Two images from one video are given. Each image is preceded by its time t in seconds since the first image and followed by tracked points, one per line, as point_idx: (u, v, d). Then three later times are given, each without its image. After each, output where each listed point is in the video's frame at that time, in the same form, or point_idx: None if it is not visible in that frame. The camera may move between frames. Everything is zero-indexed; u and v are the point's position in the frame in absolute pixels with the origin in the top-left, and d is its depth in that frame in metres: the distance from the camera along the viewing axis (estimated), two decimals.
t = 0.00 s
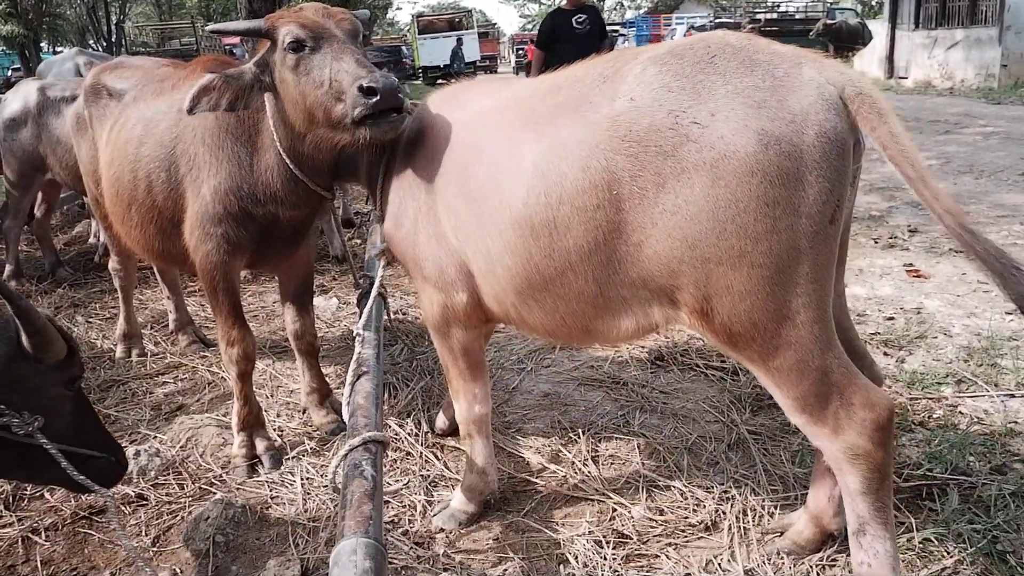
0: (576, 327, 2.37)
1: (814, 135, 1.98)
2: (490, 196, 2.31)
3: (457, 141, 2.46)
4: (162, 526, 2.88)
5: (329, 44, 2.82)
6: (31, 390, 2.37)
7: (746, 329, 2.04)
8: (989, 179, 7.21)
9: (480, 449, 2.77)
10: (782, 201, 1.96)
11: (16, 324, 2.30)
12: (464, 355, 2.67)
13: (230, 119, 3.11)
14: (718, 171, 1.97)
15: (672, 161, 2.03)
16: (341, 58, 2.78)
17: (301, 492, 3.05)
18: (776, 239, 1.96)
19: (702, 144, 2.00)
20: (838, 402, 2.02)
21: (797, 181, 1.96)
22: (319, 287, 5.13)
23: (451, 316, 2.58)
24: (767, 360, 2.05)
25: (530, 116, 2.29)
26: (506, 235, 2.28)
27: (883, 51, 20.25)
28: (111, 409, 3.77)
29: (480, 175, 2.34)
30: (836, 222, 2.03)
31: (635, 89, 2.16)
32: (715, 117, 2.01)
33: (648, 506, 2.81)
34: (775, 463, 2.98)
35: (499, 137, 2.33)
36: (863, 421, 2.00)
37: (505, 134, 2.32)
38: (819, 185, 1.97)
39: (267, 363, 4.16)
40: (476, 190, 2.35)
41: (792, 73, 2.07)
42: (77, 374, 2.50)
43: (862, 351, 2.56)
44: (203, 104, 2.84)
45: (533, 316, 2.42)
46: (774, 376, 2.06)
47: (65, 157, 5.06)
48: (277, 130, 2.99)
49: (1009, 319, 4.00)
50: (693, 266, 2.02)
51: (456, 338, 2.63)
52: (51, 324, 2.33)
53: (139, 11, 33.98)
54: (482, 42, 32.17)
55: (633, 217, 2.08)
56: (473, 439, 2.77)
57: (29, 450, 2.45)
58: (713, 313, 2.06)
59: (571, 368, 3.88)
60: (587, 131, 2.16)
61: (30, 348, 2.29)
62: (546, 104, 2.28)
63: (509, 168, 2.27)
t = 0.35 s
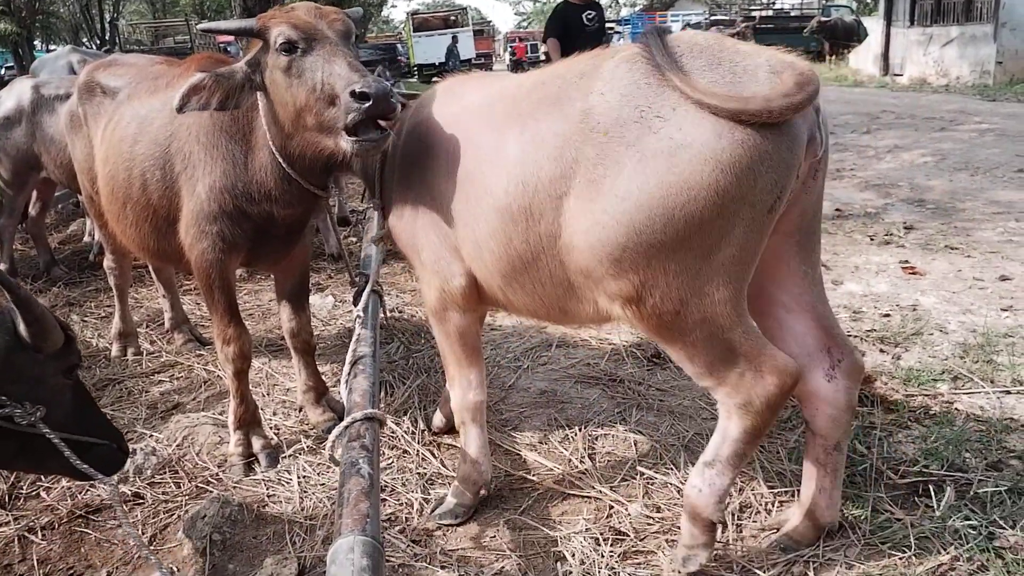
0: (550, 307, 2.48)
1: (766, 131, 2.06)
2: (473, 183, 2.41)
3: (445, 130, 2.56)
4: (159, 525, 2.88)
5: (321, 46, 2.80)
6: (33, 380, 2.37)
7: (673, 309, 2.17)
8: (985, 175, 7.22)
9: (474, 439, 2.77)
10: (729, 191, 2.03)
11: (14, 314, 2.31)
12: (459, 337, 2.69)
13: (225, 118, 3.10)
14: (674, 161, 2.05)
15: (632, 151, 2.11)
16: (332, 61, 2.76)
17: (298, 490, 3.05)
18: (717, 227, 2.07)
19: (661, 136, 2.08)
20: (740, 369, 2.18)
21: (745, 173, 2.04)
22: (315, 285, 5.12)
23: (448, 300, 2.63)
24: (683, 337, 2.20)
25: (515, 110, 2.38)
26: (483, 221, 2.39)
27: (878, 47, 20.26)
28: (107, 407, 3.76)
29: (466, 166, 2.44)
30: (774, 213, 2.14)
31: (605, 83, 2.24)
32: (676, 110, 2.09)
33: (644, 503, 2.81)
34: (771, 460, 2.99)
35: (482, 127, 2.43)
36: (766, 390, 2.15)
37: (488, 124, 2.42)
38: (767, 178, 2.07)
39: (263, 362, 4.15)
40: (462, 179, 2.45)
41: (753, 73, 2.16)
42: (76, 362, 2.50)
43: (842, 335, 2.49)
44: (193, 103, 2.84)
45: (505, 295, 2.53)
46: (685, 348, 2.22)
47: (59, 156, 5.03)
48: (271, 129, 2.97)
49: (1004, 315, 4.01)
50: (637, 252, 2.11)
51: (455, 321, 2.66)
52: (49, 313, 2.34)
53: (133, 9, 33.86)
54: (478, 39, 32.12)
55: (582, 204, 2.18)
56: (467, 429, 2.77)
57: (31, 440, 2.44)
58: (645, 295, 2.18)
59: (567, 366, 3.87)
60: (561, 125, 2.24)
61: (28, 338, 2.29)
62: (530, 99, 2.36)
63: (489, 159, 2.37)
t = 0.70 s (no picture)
0: (530, 288, 2.61)
1: (731, 121, 2.17)
2: (461, 168, 2.53)
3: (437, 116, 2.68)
4: (166, 517, 2.91)
5: (329, 49, 2.78)
6: (39, 374, 2.39)
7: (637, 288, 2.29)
8: (991, 170, 7.19)
9: (468, 421, 2.83)
10: (695, 175, 2.14)
11: (23, 308, 2.34)
12: (451, 321, 2.77)
13: (231, 114, 3.10)
14: (643, 146, 2.17)
15: (605, 137, 2.23)
16: (342, 64, 2.75)
17: (303, 483, 3.07)
18: (683, 212, 2.18)
19: (632, 122, 2.20)
20: (670, 368, 2.38)
21: (710, 160, 2.15)
22: (320, 279, 5.13)
23: (443, 283, 2.73)
24: (643, 317, 2.32)
25: (502, 94, 2.50)
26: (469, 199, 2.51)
27: (885, 41, 20.15)
28: (113, 400, 3.78)
29: (456, 148, 2.54)
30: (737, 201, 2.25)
31: (584, 72, 2.36)
32: (647, 98, 2.21)
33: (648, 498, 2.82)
34: (775, 456, 3.00)
35: (471, 113, 2.55)
36: (682, 396, 2.38)
37: (476, 110, 2.54)
38: (730, 165, 2.18)
39: (269, 355, 4.17)
40: (451, 159, 2.56)
41: (723, 65, 2.27)
42: (81, 357, 2.52)
43: (823, 323, 2.51)
44: (194, 95, 2.85)
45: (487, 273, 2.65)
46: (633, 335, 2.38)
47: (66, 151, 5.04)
48: (275, 127, 2.97)
49: (1010, 311, 4.00)
50: (606, 234, 2.24)
51: (449, 303, 2.75)
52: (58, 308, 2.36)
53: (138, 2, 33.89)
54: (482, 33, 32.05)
55: (558, 184, 2.31)
56: (460, 410, 2.84)
57: (37, 434, 2.46)
58: (613, 274, 2.30)
59: (570, 361, 3.88)
60: (544, 108, 2.36)
61: (37, 331, 2.31)
62: (517, 83, 2.49)
63: (474, 139, 2.49)
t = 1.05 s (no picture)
0: (517, 277, 2.73)
1: (700, 111, 2.25)
2: (451, 159, 2.70)
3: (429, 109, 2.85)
4: (174, 512, 2.92)
5: (340, 54, 2.76)
6: (47, 371, 2.40)
7: (620, 275, 2.37)
8: (1002, 170, 7.14)
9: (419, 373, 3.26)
10: (666, 163, 2.22)
11: (34, 307, 2.36)
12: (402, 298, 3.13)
13: (241, 112, 3.10)
14: (617, 135, 2.28)
15: (583, 127, 2.36)
16: (352, 69, 2.72)
17: (311, 480, 3.08)
18: (657, 200, 2.25)
19: (606, 113, 2.33)
20: (663, 359, 2.43)
21: (679, 149, 2.23)
22: (327, 276, 5.14)
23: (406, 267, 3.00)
24: (626, 305, 2.40)
25: (489, 89, 2.66)
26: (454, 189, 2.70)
27: (895, 39, 20.02)
28: (122, 396, 3.80)
29: (438, 141, 2.76)
30: (710, 190, 2.28)
31: (566, 66, 2.50)
32: (620, 91, 2.34)
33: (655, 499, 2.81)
34: (783, 457, 2.98)
35: (460, 107, 2.72)
36: (676, 385, 2.42)
37: (465, 105, 2.70)
38: (702, 153, 2.24)
39: (276, 352, 4.18)
40: (435, 151, 2.77)
41: (697, 63, 2.39)
42: (90, 357, 2.53)
43: (801, 317, 2.50)
44: (206, 102, 2.79)
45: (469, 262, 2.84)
46: (625, 323, 2.43)
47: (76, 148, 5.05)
48: (284, 128, 2.95)
49: (1020, 313, 3.97)
50: (584, 219, 2.35)
51: (400, 286, 3.08)
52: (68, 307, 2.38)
53: None
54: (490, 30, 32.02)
55: (542, 173, 2.44)
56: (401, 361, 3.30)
57: (43, 433, 2.48)
58: (598, 261, 2.39)
59: (577, 360, 3.87)
60: (525, 100, 2.51)
61: (47, 330, 2.33)
62: (503, 77, 2.65)
63: (462, 133, 2.67)
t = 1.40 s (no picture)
0: (508, 271, 2.82)
1: (676, 115, 2.28)
2: (442, 156, 2.80)
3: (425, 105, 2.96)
4: (187, 510, 2.94)
5: (348, 59, 2.69)
6: (63, 372, 2.42)
7: (607, 274, 2.42)
8: (1019, 167, 7.06)
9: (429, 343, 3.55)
10: (642, 166, 2.27)
11: (50, 308, 2.38)
12: (405, 285, 3.35)
13: (253, 114, 3.11)
14: (595, 137, 2.33)
15: (563, 128, 2.42)
16: (360, 75, 2.66)
17: (322, 479, 3.09)
18: (637, 202, 2.30)
19: (585, 114, 2.38)
20: (661, 356, 2.45)
21: (655, 151, 2.26)
22: (338, 276, 5.15)
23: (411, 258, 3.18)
24: (617, 304, 2.44)
25: (479, 86, 2.74)
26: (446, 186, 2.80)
27: (909, 36, 19.85)
28: (136, 394, 3.83)
29: (430, 136, 2.85)
30: (689, 192, 2.32)
31: (550, 65, 2.53)
32: (599, 92, 2.38)
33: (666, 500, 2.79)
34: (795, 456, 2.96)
35: (451, 104, 2.80)
36: (676, 382, 2.44)
37: (456, 102, 2.79)
38: (677, 156, 2.28)
39: (288, 351, 4.20)
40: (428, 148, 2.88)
41: (677, 65, 2.39)
42: (105, 357, 2.56)
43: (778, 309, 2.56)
44: (212, 99, 2.77)
45: (463, 257, 2.95)
46: (619, 321, 2.47)
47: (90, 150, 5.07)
48: (293, 133, 2.93)
49: None
50: (567, 218, 2.42)
51: (402, 276, 3.29)
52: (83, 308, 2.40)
53: None
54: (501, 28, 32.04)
55: (526, 171, 2.51)
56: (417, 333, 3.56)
57: (58, 432, 2.50)
58: (585, 260, 2.45)
59: (588, 360, 3.86)
60: (510, 98, 2.57)
61: (62, 331, 2.35)
62: (492, 75, 2.72)
63: (453, 129, 2.76)
